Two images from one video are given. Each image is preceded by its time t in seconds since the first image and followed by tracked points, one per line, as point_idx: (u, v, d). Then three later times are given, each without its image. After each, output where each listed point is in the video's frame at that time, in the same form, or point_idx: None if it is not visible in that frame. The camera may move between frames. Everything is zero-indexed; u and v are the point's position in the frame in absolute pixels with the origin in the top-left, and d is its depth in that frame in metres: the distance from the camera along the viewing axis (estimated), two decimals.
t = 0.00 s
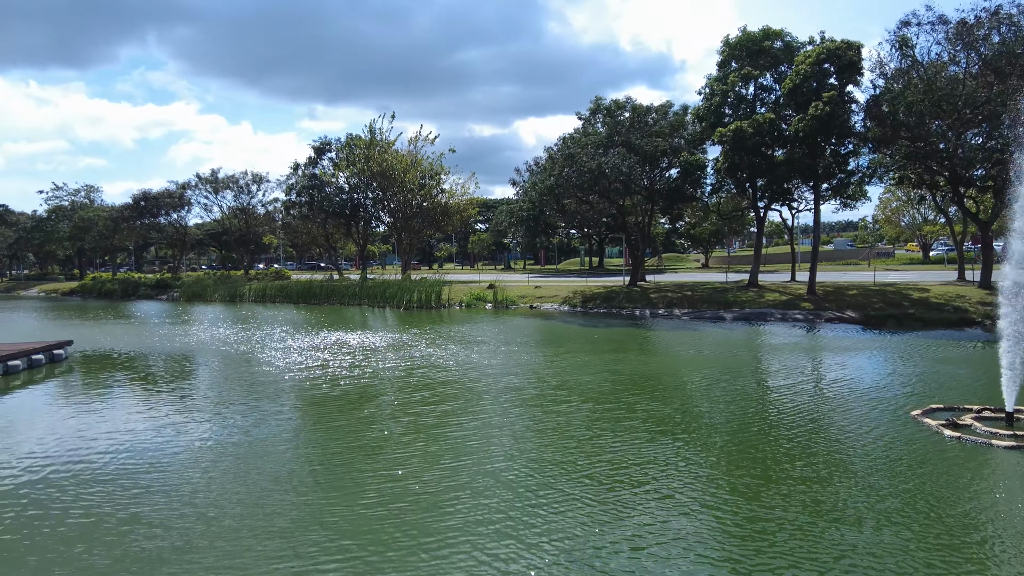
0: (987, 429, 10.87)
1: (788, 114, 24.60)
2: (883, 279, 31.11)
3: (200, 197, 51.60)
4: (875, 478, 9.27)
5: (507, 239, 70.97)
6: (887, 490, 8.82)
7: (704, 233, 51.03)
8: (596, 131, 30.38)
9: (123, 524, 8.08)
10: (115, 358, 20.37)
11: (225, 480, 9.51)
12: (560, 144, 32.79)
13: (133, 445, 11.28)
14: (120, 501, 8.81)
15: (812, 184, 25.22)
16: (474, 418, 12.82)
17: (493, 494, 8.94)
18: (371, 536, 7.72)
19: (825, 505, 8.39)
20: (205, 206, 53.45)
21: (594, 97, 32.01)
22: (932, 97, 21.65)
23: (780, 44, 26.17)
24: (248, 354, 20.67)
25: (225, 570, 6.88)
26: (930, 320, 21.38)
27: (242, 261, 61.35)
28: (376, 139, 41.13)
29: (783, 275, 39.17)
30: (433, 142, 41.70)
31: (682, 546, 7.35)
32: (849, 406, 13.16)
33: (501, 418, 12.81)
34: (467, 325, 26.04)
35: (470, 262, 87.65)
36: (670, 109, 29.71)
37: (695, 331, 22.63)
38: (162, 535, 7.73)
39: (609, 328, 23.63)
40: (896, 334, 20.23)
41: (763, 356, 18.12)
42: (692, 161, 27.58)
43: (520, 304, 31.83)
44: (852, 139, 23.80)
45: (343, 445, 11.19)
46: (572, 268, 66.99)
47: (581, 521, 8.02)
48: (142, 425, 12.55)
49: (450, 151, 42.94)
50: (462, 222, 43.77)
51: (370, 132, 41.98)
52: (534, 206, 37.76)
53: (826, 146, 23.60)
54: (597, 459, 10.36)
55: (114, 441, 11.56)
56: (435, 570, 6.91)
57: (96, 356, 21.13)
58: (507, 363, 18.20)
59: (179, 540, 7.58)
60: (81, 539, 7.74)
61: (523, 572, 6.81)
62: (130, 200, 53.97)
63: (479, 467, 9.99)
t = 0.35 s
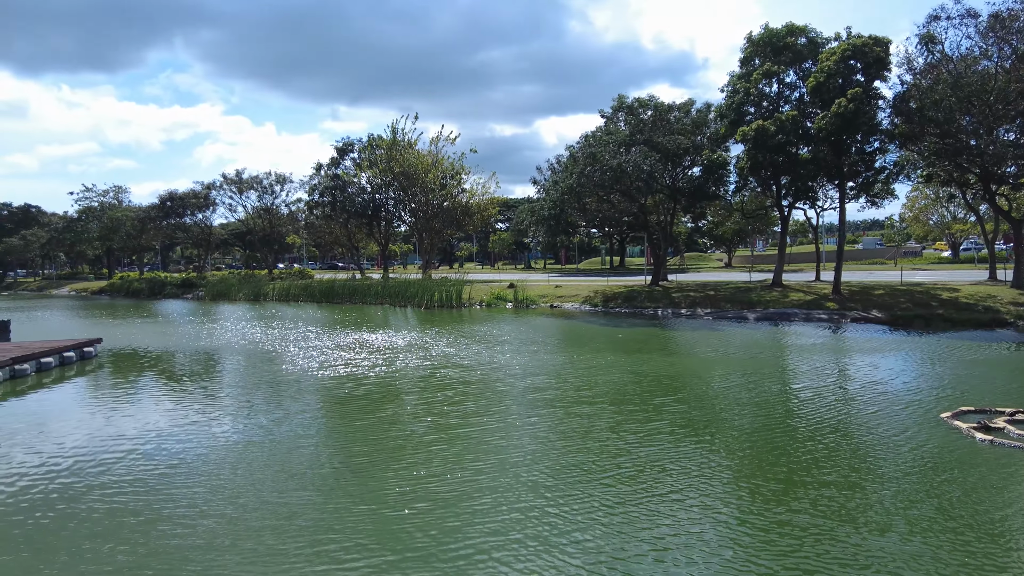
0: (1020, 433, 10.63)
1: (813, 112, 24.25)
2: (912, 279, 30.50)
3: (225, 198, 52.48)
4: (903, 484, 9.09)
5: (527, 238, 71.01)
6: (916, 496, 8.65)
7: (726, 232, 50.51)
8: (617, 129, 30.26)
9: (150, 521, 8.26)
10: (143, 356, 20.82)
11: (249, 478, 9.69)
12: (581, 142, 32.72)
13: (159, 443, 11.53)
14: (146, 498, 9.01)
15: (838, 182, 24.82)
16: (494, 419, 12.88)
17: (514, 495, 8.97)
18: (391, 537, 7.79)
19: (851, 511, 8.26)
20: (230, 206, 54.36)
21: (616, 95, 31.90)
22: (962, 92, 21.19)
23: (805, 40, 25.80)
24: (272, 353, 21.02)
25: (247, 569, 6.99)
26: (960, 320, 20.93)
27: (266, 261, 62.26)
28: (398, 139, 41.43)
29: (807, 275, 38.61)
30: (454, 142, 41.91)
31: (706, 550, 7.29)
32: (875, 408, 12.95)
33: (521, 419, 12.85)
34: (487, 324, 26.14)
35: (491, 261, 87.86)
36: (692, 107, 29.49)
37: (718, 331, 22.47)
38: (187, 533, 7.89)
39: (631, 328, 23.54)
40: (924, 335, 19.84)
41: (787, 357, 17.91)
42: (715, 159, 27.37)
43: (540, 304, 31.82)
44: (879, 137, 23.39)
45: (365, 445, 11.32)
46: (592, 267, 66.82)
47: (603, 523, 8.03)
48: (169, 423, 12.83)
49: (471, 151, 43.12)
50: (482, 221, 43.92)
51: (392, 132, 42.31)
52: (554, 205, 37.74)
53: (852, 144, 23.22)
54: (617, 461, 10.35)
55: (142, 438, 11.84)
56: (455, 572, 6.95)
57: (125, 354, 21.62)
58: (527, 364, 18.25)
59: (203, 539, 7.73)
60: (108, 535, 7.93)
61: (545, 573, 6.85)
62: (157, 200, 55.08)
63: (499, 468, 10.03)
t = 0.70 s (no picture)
0: None
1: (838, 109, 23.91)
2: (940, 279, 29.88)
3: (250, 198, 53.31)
4: (932, 490, 8.93)
5: (547, 237, 70.95)
6: (944, 503, 8.50)
7: (749, 231, 49.90)
8: (639, 128, 30.12)
9: (173, 520, 8.42)
10: (170, 355, 21.25)
11: (275, 477, 9.89)
12: (603, 141, 32.63)
13: (183, 441, 11.75)
14: (174, 496, 9.23)
15: (864, 180, 24.42)
16: (515, 419, 12.95)
17: (533, 496, 9.02)
18: (408, 539, 7.83)
19: (876, 517, 8.16)
20: (254, 206, 55.20)
21: (638, 93, 31.75)
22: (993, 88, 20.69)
23: (830, 36, 25.43)
24: (296, 352, 21.33)
25: (266, 570, 7.08)
26: (991, 321, 20.46)
27: (289, 260, 63.11)
28: (418, 139, 41.68)
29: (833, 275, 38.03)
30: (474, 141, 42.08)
31: (729, 557, 7.22)
32: (902, 410, 12.75)
33: (541, 420, 12.90)
34: (507, 324, 26.22)
35: (511, 260, 87.99)
36: (715, 105, 29.26)
37: (740, 331, 22.27)
38: (208, 533, 8.02)
39: (652, 328, 23.44)
40: (953, 336, 19.43)
41: (812, 358, 17.69)
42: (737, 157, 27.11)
43: (561, 304, 31.84)
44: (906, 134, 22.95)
45: (387, 444, 11.48)
46: (613, 267, 66.61)
47: (623, 525, 8.04)
48: (196, 421, 13.09)
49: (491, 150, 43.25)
50: (502, 221, 44.02)
51: (413, 132, 42.56)
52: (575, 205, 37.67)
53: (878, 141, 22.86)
54: (637, 462, 10.36)
55: (169, 435, 12.12)
56: (476, 573, 7.01)
57: (152, 352, 22.08)
58: (548, 364, 18.30)
59: (224, 539, 7.84)
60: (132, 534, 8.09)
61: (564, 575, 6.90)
62: (183, 201, 56.13)
63: (520, 469, 10.09)
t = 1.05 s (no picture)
0: None
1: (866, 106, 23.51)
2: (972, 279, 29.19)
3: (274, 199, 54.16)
4: (963, 497, 8.76)
5: (569, 237, 70.84)
6: (976, 511, 8.33)
7: (775, 231, 49.25)
8: (663, 126, 29.95)
9: (203, 517, 8.62)
10: (197, 353, 21.69)
11: (301, 476, 10.06)
12: (625, 140, 32.49)
13: (209, 438, 12.04)
14: (204, 493, 9.44)
15: (893, 179, 23.96)
16: (537, 420, 12.98)
17: (555, 499, 9.05)
18: (429, 540, 7.91)
19: (905, 524, 8.03)
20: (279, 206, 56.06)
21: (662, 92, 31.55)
22: None
23: (859, 32, 25.04)
24: (320, 350, 21.65)
25: (290, 569, 7.21)
26: None
27: (313, 259, 63.96)
28: (440, 139, 41.93)
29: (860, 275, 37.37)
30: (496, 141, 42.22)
31: (755, 563, 7.15)
32: (932, 414, 12.53)
33: (563, 421, 12.92)
34: (529, 324, 26.29)
35: (532, 260, 88.06)
36: (740, 103, 28.97)
37: (765, 331, 22.07)
38: (237, 531, 8.20)
39: (675, 328, 23.32)
40: (986, 338, 19.00)
41: (838, 359, 17.44)
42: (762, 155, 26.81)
43: (583, 303, 31.81)
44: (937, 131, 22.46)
45: (410, 444, 11.61)
46: (635, 266, 66.30)
47: (645, 529, 8.04)
48: (224, 419, 13.37)
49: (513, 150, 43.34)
50: (524, 220, 44.07)
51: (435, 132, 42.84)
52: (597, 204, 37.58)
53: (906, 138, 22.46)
54: (659, 465, 10.33)
55: (199, 432, 12.40)
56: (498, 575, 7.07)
57: (180, 350, 22.57)
58: (570, 364, 18.32)
59: (249, 537, 8.01)
60: (164, 530, 8.31)
61: None
62: (209, 201, 57.22)
63: (542, 471, 10.12)
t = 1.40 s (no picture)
0: None
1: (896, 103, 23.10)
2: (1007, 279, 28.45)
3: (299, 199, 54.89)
4: (995, 504, 8.59)
5: (591, 236, 70.57)
6: (1008, 518, 8.16)
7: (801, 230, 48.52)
8: (686, 125, 29.77)
9: (230, 516, 8.80)
10: (223, 351, 22.09)
11: (324, 475, 10.21)
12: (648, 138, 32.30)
13: (235, 437, 12.28)
14: (231, 492, 9.64)
15: (922, 177, 23.47)
16: (558, 421, 12.99)
17: (575, 502, 9.05)
18: (448, 543, 7.96)
19: (934, 531, 7.91)
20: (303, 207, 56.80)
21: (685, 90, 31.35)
22: None
23: (889, 28, 24.63)
24: (344, 349, 21.92)
25: (310, 570, 7.32)
26: None
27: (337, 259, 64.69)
28: (462, 139, 42.10)
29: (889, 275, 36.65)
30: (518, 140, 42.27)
31: (778, 569, 7.09)
32: (962, 418, 12.28)
33: (584, 423, 12.90)
34: (550, 324, 26.31)
35: (554, 259, 87.86)
36: (765, 101, 28.69)
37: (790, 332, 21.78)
38: (262, 530, 8.36)
39: (699, 329, 23.19)
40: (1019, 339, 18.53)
41: (866, 361, 17.16)
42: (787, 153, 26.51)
43: (605, 302, 31.74)
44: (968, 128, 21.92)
45: (432, 445, 11.69)
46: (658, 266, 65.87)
47: (666, 533, 8.02)
48: (250, 417, 13.62)
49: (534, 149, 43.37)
50: (546, 219, 44.05)
51: (457, 133, 43.01)
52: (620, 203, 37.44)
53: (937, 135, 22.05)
54: (682, 468, 10.29)
55: (225, 431, 12.65)
56: None
57: (207, 348, 23.02)
58: (591, 365, 18.30)
59: (272, 537, 8.15)
60: (192, 528, 8.51)
61: None
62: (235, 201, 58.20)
63: (563, 474, 10.12)
